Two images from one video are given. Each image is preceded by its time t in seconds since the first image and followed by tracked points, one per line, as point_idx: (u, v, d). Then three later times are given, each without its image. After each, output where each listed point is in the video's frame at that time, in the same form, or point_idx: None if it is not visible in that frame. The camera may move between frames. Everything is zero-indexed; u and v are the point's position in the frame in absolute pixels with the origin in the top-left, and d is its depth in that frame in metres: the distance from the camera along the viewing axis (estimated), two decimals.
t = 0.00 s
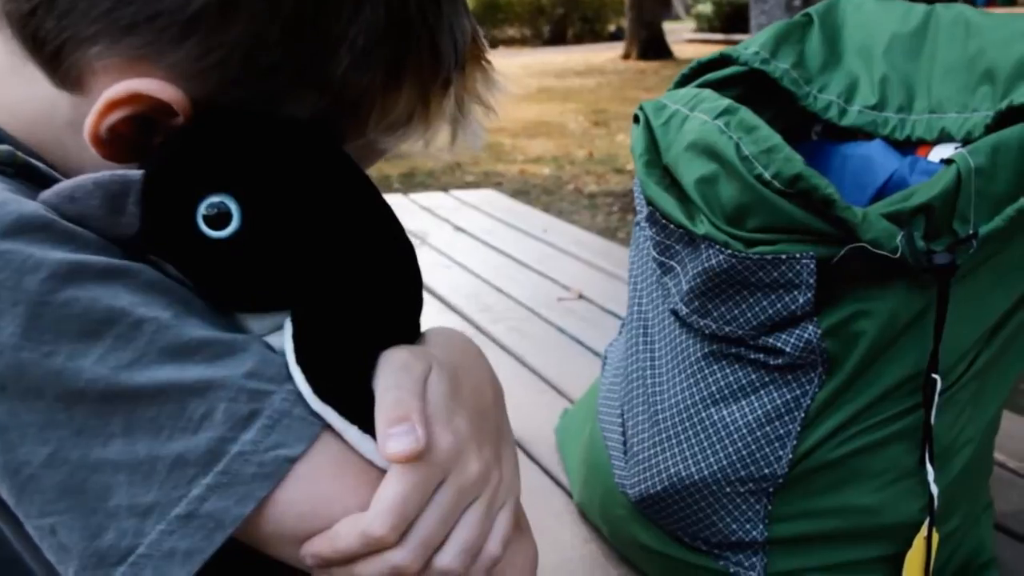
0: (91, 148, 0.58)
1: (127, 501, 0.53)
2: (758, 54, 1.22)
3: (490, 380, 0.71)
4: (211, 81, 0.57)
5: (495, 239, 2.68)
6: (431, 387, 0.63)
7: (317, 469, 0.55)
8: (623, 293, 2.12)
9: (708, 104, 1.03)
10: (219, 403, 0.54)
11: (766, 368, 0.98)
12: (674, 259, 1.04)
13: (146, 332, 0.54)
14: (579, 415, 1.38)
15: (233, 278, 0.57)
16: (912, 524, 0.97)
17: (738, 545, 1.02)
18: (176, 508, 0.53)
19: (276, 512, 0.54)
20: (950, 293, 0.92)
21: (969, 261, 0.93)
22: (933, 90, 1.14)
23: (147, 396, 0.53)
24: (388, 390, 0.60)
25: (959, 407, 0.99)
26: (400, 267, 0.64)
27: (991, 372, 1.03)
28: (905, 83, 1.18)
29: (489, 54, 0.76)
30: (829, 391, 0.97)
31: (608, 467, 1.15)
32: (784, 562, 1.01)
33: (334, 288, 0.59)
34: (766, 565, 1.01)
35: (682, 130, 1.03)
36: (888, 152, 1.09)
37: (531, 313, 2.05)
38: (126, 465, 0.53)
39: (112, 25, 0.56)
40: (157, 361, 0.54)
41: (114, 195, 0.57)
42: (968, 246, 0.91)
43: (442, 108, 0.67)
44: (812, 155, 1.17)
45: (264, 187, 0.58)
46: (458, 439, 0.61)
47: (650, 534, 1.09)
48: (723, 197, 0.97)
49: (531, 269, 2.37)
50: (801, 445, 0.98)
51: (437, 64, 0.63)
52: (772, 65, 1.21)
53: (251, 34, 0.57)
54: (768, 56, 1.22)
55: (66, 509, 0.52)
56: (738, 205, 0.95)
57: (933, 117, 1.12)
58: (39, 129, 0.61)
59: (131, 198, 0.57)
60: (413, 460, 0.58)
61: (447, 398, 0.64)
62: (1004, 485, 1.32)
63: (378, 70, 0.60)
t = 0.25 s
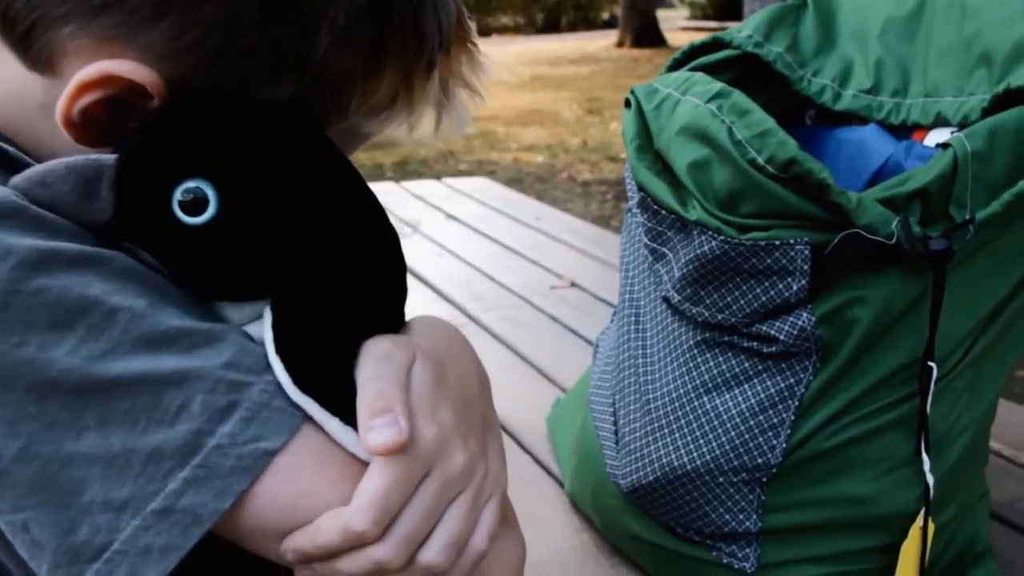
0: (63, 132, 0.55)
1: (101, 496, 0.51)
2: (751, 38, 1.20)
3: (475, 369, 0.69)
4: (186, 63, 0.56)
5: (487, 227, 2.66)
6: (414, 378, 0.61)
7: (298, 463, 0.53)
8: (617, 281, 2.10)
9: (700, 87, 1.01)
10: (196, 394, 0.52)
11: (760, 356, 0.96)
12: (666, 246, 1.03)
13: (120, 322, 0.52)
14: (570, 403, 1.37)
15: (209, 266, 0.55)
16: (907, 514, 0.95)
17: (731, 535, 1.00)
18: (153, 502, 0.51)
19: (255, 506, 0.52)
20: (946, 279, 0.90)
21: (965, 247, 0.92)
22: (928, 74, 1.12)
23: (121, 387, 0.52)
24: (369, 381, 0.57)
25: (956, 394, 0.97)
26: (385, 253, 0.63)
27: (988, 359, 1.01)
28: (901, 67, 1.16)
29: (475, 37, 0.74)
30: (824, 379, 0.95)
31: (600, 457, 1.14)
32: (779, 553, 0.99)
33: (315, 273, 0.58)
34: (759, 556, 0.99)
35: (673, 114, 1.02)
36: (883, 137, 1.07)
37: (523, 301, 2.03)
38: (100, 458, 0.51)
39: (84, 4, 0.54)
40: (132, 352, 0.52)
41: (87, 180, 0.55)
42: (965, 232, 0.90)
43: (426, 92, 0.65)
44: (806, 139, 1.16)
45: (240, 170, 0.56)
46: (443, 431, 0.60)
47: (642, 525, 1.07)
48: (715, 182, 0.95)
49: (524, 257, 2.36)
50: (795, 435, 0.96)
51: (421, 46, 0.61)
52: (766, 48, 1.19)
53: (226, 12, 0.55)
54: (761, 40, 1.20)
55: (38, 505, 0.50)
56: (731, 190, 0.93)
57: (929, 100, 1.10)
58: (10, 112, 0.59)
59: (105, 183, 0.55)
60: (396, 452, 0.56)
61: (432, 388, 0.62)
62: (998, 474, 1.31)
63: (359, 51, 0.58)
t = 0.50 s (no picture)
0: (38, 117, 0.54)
1: (78, 490, 0.49)
2: (745, 23, 1.18)
3: (462, 358, 0.68)
4: (160, 46, 0.54)
5: (480, 216, 2.64)
6: (398, 368, 0.60)
7: (279, 455, 0.52)
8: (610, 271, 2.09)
9: (692, 73, 0.99)
10: (174, 386, 0.50)
11: (753, 345, 0.95)
12: (658, 234, 1.01)
13: (96, 311, 0.51)
14: (563, 393, 1.36)
15: (184, 254, 0.54)
16: (902, 505, 0.95)
17: (724, 527, 0.99)
18: (130, 496, 0.49)
19: (236, 500, 0.51)
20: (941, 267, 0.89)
21: (961, 234, 0.91)
22: (924, 60, 1.10)
23: (97, 378, 0.50)
24: (352, 371, 0.56)
25: (951, 384, 0.96)
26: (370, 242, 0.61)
27: (983, 349, 1.00)
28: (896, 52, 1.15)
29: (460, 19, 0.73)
30: (817, 369, 0.94)
31: (592, 448, 1.13)
32: (773, 544, 0.98)
33: (297, 263, 0.56)
34: (753, 548, 0.98)
35: (665, 101, 1.00)
36: (877, 123, 1.06)
37: (515, 291, 2.02)
38: (76, 451, 0.50)
39: None
40: (108, 342, 0.51)
41: (62, 165, 0.54)
42: (961, 219, 0.89)
43: (409, 75, 0.63)
44: (799, 126, 1.14)
45: (217, 158, 0.54)
46: (428, 421, 0.59)
47: (634, 516, 1.06)
48: (707, 169, 0.94)
49: (516, 246, 2.34)
50: (788, 425, 0.95)
51: (404, 27, 0.59)
52: (759, 34, 1.18)
53: None
54: (755, 25, 1.18)
55: (12, 500, 0.49)
56: (723, 177, 0.92)
57: (925, 86, 1.09)
58: None
59: (80, 168, 0.54)
60: (380, 444, 0.55)
61: (417, 377, 0.61)
62: (992, 464, 1.30)
63: (341, 33, 0.56)
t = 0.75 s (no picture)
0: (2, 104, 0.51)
1: (45, 487, 0.48)
2: (733, 9, 1.15)
3: (442, 349, 0.67)
4: (128, 31, 0.51)
5: (469, 207, 2.63)
6: (375, 362, 0.58)
7: (252, 450, 0.50)
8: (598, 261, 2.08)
9: (679, 59, 0.98)
10: (144, 380, 0.49)
11: (741, 335, 0.94)
12: (644, 223, 1.00)
13: (62, 305, 0.49)
14: (550, 384, 1.35)
15: (158, 244, 0.51)
16: (892, 496, 0.94)
17: (713, 519, 0.98)
18: (99, 494, 0.48)
19: (207, 496, 0.50)
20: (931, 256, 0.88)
21: (950, 222, 0.90)
22: (913, 46, 1.09)
23: (64, 372, 0.48)
24: (326, 364, 0.54)
25: (941, 372, 0.95)
26: (349, 232, 0.59)
27: (973, 338, 0.99)
28: (885, 39, 1.13)
29: (440, 5, 0.71)
30: (807, 359, 0.93)
31: (579, 439, 1.12)
32: (761, 536, 0.97)
33: (275, 259, 0.54)
34: (741, 540, 0.97)
35: (651, 87, 0.99)
36: (866, 111, 1.05)
37: (503, 281, 2.01)
38: (42, 448, 0.48)
39: None
40: (75, 335, 0.49)
41: (27, 154, 0.52)
42: (951, 206, 0.88)
43: (387, 60, 0.62)
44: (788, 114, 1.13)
45: (187, 147, 0.52)
46: (406, 415, 0.57)
47: (621, 508, 1.05)
48: (694, 156, 0.92)
49: (505, 237, 2.33)
50: (777, 416, 0.94)
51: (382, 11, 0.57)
52: (747, 21, 1.15)
53: None
54: (743, 11, 1.15)
55: None
56: (711, 164, 0.90)
57: (914, 73, 1.07)
58: None
59: (46, 157, 0.52)
60: (355, 439, 0.53)
61: (395, 370, 0.59)
62: (983, 453, 1.29)
63: (315, 18, 0.54)
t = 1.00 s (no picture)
0: None
1: (15, 485, 0.46)
2: None
3: (425, 341, 0.65)
4: (99, 15, 0.49)
5: (461, 197, 2.61)
6: (355, 354, 0.57)
7: (229, 446, 0.49)
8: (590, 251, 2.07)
9: (669, 45, 0.96)
10: (116, 373, 0.47)
11: (733, 325, 0.93)
12: (635, 211, 0.99)
13: (33, 296, 0.47)
14: (541, 375, 1.34)
15: (135, 233, 0.49)
16: (886, 488, 0.93)
17: (704, 511, 0.97)
18: (71, 490, 0.46)
19: (183, 493, 0.48)
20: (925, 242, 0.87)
21: (945, 209, 0.88)
22: (907, 32, 1.08)
23: (34, 366, 0.47)
24: (305, 358, 0.53)
25: (936, 361, 0.94)
26: (330, 220, 0.58)
27: (968, 327, 0.98)
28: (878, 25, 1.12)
29: None
30: (800, 349, 0.91)
31: (570, 431, 1.11)
32: (754, 529, 0.96)
33: (252, 244, 0.52)
34: (734, 532, 0.96)
35: (642, 73, 0.98)
36: (860, 98, 1.03)
37: (495, 271, 1.99)
38: (12, 443, 0.47)
39: None
40: (46, 328, 0.47)
41: None
42: (945, 193, 0.87)
43: (367, 47, 0.63)
44: (781, 102, 1.11)
45: (163, 133, 0.50)
46: (386, 410, 0.56)
47: (612, 500, 1.04)
48: (685, 143, 0.91)
49: (497, 227, 2.31)
50: (770, 406, 0.93)
51: None
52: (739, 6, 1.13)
53: None
54: None
55: None
56: (702, 151, 0.89)
57: (908, 59, 1.06)
58: None
59: (16, 143, 0.49)
60: (334, 434, 0.51)
61: (376, 364, 0.58)
62: (977, 443, 1.28)
63: None
